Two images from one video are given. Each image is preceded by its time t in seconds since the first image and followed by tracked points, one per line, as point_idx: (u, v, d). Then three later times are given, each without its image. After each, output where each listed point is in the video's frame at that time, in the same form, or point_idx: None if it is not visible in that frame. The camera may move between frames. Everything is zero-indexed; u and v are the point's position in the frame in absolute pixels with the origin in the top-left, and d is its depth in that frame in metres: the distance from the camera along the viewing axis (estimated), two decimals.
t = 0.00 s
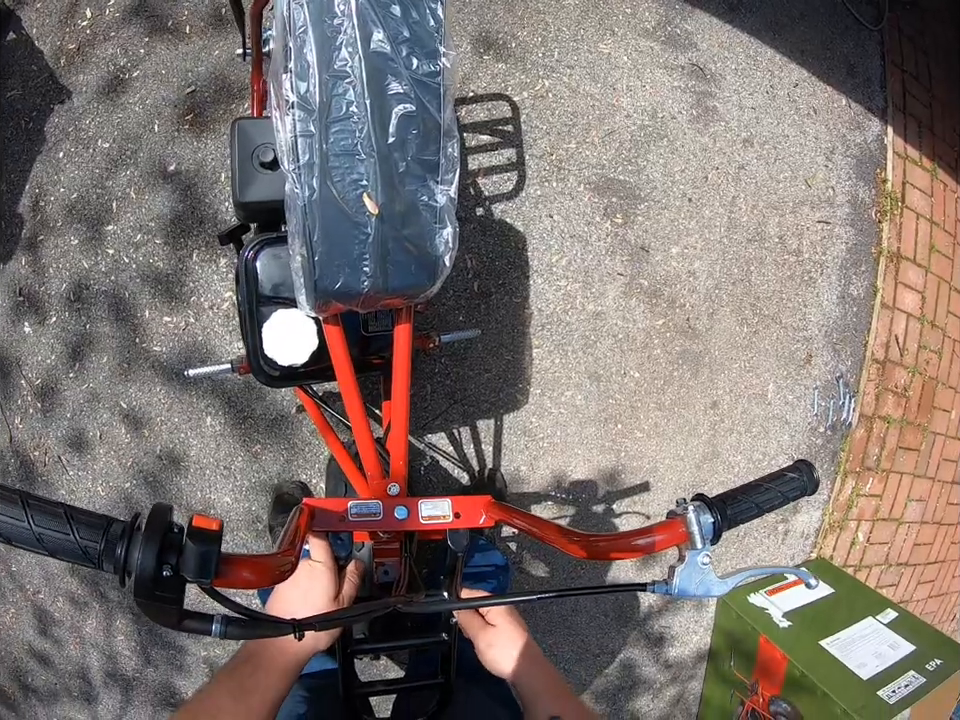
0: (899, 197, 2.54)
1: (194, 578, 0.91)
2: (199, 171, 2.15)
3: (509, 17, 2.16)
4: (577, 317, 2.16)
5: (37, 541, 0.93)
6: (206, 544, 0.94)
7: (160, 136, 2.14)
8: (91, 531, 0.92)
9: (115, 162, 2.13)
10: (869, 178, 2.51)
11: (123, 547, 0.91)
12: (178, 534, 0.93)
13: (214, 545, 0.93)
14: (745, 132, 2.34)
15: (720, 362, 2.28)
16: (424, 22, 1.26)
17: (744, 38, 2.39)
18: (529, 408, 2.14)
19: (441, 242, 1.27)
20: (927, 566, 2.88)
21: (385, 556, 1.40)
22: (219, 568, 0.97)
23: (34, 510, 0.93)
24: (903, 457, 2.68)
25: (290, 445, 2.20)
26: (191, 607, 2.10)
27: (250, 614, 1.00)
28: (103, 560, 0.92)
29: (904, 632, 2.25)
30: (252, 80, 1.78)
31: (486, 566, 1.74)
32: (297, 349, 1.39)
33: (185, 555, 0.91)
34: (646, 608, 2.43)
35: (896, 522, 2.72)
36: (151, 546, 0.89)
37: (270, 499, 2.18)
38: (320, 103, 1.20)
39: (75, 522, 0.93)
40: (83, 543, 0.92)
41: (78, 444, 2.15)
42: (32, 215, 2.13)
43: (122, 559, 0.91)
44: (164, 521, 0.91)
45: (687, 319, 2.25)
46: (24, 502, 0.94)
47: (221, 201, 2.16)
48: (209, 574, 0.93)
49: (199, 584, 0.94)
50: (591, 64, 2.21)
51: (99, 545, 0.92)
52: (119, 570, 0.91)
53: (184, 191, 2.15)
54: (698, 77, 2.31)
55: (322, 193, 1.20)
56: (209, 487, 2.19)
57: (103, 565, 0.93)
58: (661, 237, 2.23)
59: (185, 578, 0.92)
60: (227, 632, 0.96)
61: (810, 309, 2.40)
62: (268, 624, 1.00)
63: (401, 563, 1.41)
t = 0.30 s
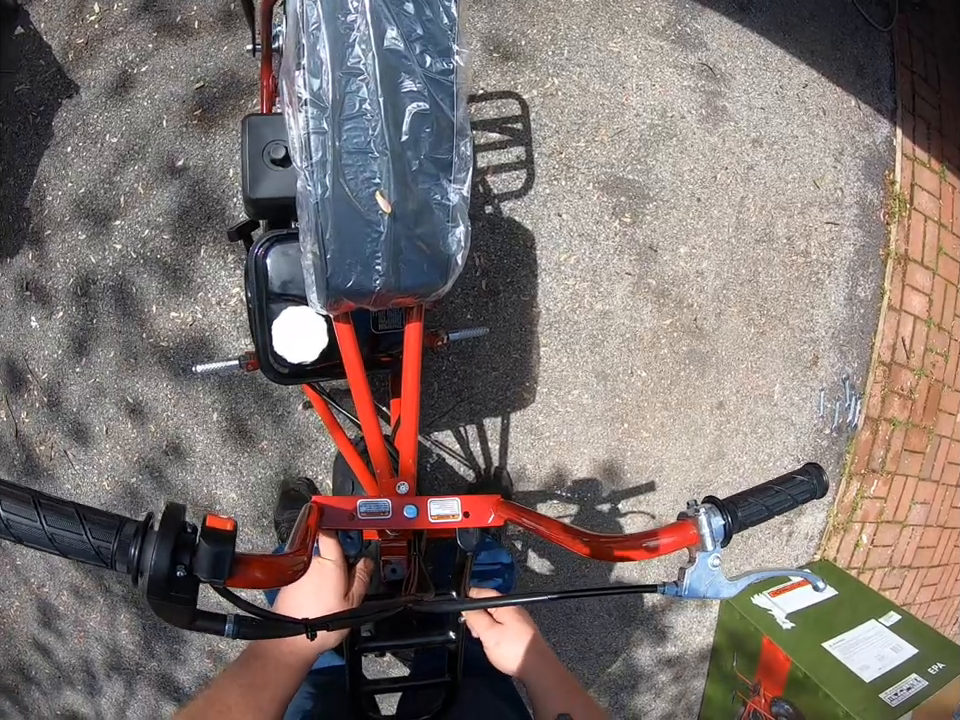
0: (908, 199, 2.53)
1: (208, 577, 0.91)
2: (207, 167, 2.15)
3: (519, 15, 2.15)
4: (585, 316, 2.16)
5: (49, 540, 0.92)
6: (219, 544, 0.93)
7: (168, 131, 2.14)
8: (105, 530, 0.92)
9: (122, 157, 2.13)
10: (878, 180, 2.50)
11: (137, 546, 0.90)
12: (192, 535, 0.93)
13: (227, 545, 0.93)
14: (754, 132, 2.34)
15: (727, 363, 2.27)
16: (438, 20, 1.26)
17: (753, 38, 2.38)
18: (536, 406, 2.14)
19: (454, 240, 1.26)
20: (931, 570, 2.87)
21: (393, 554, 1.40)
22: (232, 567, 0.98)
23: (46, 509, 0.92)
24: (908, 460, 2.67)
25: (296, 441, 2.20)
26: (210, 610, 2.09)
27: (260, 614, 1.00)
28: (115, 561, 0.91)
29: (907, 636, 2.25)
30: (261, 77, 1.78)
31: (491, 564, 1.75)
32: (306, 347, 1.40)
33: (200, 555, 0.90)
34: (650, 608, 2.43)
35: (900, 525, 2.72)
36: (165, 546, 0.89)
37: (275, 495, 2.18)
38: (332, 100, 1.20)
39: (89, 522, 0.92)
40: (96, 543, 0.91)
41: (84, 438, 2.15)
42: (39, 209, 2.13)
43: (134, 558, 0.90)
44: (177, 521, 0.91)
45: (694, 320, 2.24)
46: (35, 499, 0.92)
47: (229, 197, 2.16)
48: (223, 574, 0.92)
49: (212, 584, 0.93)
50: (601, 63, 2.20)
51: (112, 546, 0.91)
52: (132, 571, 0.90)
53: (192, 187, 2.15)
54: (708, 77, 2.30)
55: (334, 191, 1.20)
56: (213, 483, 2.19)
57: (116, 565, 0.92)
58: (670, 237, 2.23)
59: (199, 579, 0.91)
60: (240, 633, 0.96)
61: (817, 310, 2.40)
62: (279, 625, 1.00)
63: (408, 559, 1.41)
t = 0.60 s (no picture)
0: (918, 203, 2.52)
1: (217, 577, 0.90)
2: (218, 164, 2.16)
3: (531, 14, 2.15)
4: (594, 317, 2.16)
5: (61, 539, 0.92)
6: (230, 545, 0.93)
7: (179, 127, 2.14)
8: (116, 530, 0.92)
9: (132, 153, 2.13)
10: (889, 184, 2.49)
11: (148, 546, 0.90)
12: (202, 534, 0.92)
13: (236, 545, 0.92)
14: (765, 134, 2.33)
15: (735, 366, 2.27)
16: (450, 21, 1.25)
17: (766, 40, 2.37)
18: (543, 406, 2.14)
19: (464, 243, 1.27)
20: (936, 576, 2.86)
21: (399, 554, 1.39)
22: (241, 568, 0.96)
23: (58, 507, 0.92)
24: (915, 466, 2.66)
25: (302, 438, 2.20)
26: (213, 606, 2.11)
27: (268, 613, 0.98)
28: (126, 560, 0.91)
29: (911, 642, 2.24)
30: (273, 75, 1.78)
31: (497, 564, 1.74)
32: (315, 346, 1.38)
33: (209, 554, 0.91)
34: (654, 610, 2.43)
35: (906, 530, 2.71)
36: (176, 546, 0.89)
37: (282, 491, 2.18)
38: (344, 101, 1.19)
39: (100, 521, 0.92)
40: (108, 542, 0.92)
41: (92, 433, 2.16)
42: (48, 203, 2.13)
43: (145, 558, 0.90)
44: (189, 521, 0.91)
45: (703, 322, 2.24)
46: (47, 498, 0.93)
47: (238, 194, 2.16)
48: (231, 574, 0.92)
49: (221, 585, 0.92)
50: (613, 63, 2.20)
51: (123, 545, 0.91)
52: (143, 570, 0.90)
53: (202, 184, 2.15)
54: (720, 78, 2.29)
55: (345, 192, 1.20)
56: (219, 479, 2.19)
57: (126, 564, 0.92)
58: (680, 239, 2.22)
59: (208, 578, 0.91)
60: (250, 632, 0.95)
61: (827, 314, 2.39)
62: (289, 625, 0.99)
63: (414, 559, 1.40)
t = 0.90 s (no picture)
0: (930, 213, 2.52)
1: (237, 576, 0.91)
2: (233, 161, 2.16)
3: (548, 17, 2.15)
4: (605, 321, 2.16)
5: (83, 536, 0.91)
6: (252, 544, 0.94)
7: (195, 123, 2.15)
8: (138, 528, 0.90)
9: (147, 149, 2.14)
10: (901, 193, 2.49)
11: (170, 542, 0.91)
12: (223, 533, 0.92)
13: (259, 544, 0.93)
14: (779, 142, 2.33)
15: (745, 373, 2.27)
16: (473, 26, 1.26)
17: (781, 47, 2.37)
18: (553, 410, 2.14)
19: (484, 247, 1.27)
20: (940, 588, 2.86)
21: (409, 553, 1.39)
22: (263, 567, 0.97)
23: (83, 503, 0.92)
24: (922, 476, 2.66)
25: (311, 435, 2.21)
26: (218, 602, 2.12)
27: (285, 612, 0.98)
28: (147, 557, 0.90)
29: (915, 654, 2.23)
30: (291, 74, 1.78)
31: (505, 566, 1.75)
32: (331, 345, 1.39)
33: (231, 553, 0.91)
34: (657, 614, 2.44)
35: (911, 541, 2.71)
36: (199, 544, 0.89)
37: (291, 489, 2.19)
38: (367, 103, 1.20)
39: (121, 519, 0.91)
40: (129, 540, 0.90)
41: (102, 427, 2.17)
42: (62, 197, 2.15)
43: (167, 555, 0.90)
44: (211, 519, 0.91)
45: (714, 328, 2.24)
46: (71, 496, 0.92)
47: (253, 191, 2.17)
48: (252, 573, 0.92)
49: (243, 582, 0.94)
50: (628, 68, 2.20)
51: (143, 542, 0.90)
52: (165, 567, 0.90)
53: (217, 180, 2.16)
54: (735, 85, 2.30)
55: (367, 193, 1.21)
56: (226, 474, 2.20)
57: (147, 562, 0.91)
58: (692, 245, 2.22)
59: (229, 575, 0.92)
60: (268, 630, 0.95)
61: (837, 322, 2.39)
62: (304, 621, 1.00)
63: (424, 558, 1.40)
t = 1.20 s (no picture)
0: (945, 228, 2.53)
1: (288, 575, 0.94)
2: (255, 153, 2.17)
3: (574, 21, 2.16)
4: (622, 326, 2.17)
5: (129, 535, 0.88)
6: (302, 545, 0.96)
7: (217, 114, 2.16)
8: (189, 527, 0.88)
9: (168, 138, 2.15)
10: (917, 207, 2.50)
11: (220, 543, 0.88)
12: (275, 534, 0.94)
13: (310, 546, 0.96)
14: (798, 152, 2.34)
15: (758, 381, 2.28)
16: (517, 29, 1.27)
17: (803, 58, 2.38)
18: (568, 412, 2.15)
19: (524, 250, 1.28)
20: (941, 601, 2.87)
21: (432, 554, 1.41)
22: (314, 570, 1.00)
23: (129, 502, 0.89)
24: (927, 490, 2.67)
25: (324, 430, 2.22)
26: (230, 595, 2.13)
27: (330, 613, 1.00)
28: (197, 557, 0.88)
29: (915, 664, 2.24)
30: (319, 68, 1.79)
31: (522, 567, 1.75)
32: (361, 342, 1.40)
33: (283, 554, 0.93)
34: (661, 619, 2.45)
35: (914, 553, 2.72)
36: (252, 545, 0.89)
37: (303, 483, 2.21)
38: (412, 101, 1.20)
39: (173, 518, 0.88)
40: (180, 539, 0.88)
41: (115, 416, 2.18)
42: (80, 183, 2.15)
43: (218, 556, 0.88)
44: (265, 520, 0.92)
45: (729, 336, 2.25)
46: (116, 494, 0.88)
47: (274, 183, 2.18)
48: (301, 573, 0.95)
49: (290, 581, 0.96)
50: (652, 74, 2.21)
51: (196, 542, 0.88)
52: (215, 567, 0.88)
53: (238, 172, 2.17)
54: (757, 94, 2.30)
55: (409, 192, 1.21)
56: (237, 466, 2.21)
57: (196, 562, 0.89)
58: (710, 252, 2.24)
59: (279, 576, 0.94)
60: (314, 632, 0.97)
61: (849, 334, 2.40)
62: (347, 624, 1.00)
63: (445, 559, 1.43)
